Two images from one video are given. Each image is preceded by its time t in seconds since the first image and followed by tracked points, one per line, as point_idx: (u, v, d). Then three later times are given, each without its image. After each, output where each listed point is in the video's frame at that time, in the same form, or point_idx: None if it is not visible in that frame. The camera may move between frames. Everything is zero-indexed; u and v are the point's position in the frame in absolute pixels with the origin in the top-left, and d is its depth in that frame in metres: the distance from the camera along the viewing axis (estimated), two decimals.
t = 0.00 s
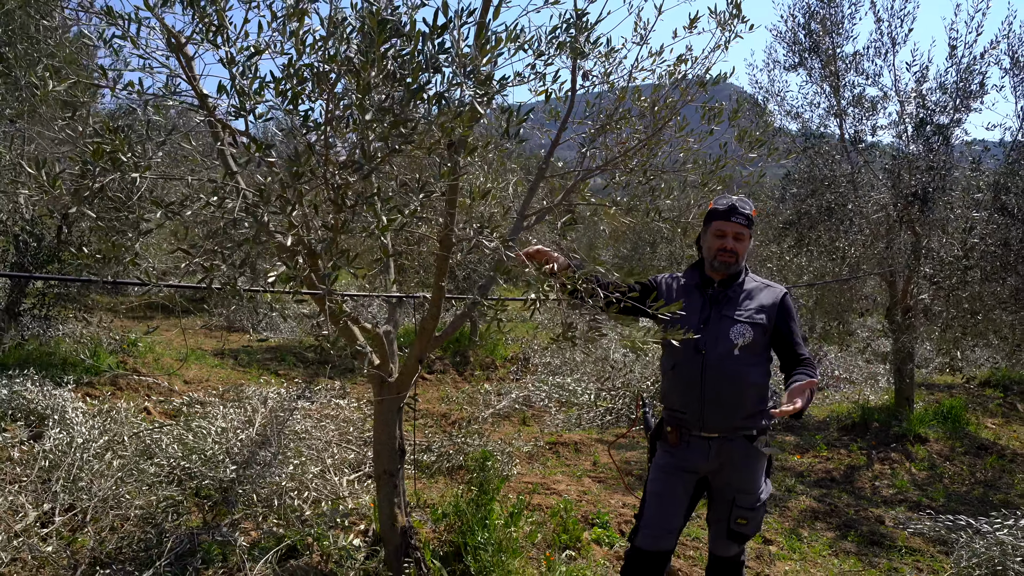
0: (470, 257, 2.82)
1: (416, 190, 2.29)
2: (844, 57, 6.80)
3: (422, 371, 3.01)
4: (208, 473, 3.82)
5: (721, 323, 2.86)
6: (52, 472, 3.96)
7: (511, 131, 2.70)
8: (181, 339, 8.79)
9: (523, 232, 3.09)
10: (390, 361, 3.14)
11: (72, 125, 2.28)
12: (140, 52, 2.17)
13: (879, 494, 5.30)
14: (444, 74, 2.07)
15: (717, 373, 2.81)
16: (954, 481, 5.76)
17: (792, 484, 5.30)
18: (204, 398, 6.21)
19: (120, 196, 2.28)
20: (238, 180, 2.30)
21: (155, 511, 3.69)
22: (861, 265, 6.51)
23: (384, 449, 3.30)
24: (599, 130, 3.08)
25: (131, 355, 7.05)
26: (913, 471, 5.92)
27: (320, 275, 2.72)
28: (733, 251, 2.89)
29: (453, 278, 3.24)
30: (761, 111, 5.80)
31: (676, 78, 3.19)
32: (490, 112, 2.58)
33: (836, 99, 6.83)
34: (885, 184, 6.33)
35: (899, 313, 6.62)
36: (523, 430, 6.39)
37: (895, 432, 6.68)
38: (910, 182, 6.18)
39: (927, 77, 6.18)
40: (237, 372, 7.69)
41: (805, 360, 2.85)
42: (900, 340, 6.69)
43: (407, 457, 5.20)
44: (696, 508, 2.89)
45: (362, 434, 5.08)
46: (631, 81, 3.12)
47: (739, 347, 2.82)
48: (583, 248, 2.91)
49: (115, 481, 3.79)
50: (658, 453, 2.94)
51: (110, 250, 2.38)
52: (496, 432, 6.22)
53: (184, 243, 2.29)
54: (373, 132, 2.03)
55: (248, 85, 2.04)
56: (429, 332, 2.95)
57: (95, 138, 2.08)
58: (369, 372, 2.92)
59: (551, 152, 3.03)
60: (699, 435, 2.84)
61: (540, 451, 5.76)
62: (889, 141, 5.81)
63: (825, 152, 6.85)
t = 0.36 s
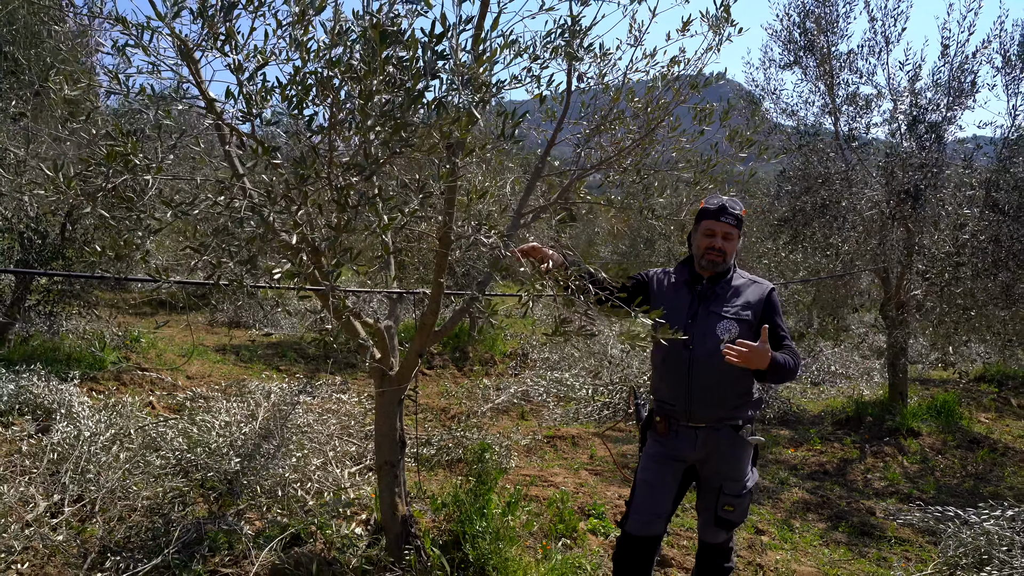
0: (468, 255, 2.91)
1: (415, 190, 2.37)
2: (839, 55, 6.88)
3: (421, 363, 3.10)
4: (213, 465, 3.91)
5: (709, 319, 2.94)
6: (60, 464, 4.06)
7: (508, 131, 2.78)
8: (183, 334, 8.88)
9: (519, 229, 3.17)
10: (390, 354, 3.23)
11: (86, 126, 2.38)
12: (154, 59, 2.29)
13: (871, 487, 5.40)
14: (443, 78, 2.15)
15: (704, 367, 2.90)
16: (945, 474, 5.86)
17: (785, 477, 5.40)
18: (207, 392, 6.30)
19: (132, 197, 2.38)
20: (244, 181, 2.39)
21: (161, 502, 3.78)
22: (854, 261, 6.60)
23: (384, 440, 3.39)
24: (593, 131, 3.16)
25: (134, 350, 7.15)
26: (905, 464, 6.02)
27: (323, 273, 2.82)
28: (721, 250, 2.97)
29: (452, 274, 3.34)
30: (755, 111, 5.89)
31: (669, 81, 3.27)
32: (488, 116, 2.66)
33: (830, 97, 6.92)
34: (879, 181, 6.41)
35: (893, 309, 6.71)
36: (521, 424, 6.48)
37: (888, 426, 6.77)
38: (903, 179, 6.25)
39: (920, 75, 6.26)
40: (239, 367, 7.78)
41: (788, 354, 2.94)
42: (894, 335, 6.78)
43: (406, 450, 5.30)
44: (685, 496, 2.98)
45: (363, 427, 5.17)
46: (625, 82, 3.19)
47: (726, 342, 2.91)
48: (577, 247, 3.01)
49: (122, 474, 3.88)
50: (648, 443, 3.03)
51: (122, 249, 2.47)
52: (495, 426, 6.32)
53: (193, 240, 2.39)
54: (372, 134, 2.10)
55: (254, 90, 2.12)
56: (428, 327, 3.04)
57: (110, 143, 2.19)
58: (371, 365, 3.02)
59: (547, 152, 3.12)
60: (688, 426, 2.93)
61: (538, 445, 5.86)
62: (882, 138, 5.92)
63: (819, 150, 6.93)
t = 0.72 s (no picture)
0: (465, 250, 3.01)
1: (413, 187, 2.47)
2: (832, 53, 6.97)
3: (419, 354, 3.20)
4: (217, 455, 4.01)
5: (695, 311, 3.05)
6: (68, 454, 4.16)
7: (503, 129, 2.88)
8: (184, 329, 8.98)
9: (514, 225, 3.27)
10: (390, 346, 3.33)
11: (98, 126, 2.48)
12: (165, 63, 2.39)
13: (861, 477, 5.51)
14: (439, 79, 2.25)
15: (690, 358, 3.00)
16: (934, 465, 5.96)
17: (777, 467, 5.51)
18: (209, 385, 6.40)
19: (143, 194, 2.48)
20: (250, 179, 2.49)
21: (168, 490, 3.86)
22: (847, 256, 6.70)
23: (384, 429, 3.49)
24: (585, 130, 3.26)
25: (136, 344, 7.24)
26: (895, 455, 6.13)
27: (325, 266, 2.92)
28: (707, 245, 3.07)
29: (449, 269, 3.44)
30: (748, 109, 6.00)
31: (660, 80, 3.36)
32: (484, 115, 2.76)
33: (824, 94, 7.01)
34: (871, 177, 6.51)
35: (885, 303, 6.81)
36: (519, 416, 6.59)
37: (880, 418, 6.88)
38: (895, 175, 6.35)
39: (911, 73, 6.35)
40: (240, 361, 7.88)
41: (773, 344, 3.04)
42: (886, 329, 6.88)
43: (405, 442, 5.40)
44: (674, 481, 3.09)
45: (363, 419, 5.27)
46: (617, 82, 3.29)
47: (711, 334, 3.02)
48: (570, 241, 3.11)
49: (128, 463, 3.98)
50: (638, 430, 3.14)
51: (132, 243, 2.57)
52: (493, 418, 6.43)
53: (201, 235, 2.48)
54: (372, 134, 2.20)
55: (259, 92, 2.22)
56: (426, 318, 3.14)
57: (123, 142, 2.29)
58: (371, 356, 3.12)
59: (542, 150, 3.21)
60: (675, 414, 3.04)
61: (535, 436, 5.96)
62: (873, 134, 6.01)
63: (813, 147, 7.03)
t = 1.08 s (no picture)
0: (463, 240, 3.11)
1: (413, 179, 2.57)
2: (827, 48, 7.06)
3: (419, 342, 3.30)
4: (222, 441, 4.11)
5: (685, 298, 3.15)
6: (75, 441, 4.25)
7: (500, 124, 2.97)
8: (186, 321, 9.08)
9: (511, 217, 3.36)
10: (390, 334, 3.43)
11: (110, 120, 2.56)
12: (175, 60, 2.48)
13: (852, 465, 5.62)
14: (438, 77, 2.35)
15: (680, 344, 3.10)
16: (925, 454, 6.07)
17: (769, 456, 5.62)
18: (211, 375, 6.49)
19: (154, 186, 2.58)
20: (256, 171, 2.58)
21: (174, 475, 3.96)
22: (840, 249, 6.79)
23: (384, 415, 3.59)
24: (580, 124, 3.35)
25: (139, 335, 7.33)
26: (887, 445, 6.24)
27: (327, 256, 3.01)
28: (697, 234, 3.17)
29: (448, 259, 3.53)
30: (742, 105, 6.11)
31: (653, 76, 3.44)
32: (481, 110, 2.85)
33: (818, 89, 7.10)
34: (864, 171, 6.60)
35: (877, 296, 6.91)
36: (517, 406, 6.69)
37: (873, 408, 6.99)
38: (887, 169, 6.44)
39: (904, 68, 6.44)
40: (241, 353, 7.97)
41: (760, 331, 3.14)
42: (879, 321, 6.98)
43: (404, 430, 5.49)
44: (665, 464, 3.19)
45: (364, 408, 5.37)
46: (611, 77, 3.37)
47: (701, 321, 3.12)
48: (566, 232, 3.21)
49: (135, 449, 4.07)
50: (630, 415, 3.24)
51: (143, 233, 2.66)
52: (491, 408, 6.53)
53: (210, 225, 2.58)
54: (374, 128, 2.30)
55: (266, 88, 2.31)
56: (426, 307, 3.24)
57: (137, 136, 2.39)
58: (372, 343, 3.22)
59: (538, 144, 3.30)
60: (666, 399, 3.14)
61: (533, 426, 6.06)
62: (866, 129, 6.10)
63: (807, 141, 7.12)
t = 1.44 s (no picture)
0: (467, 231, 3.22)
1: (420, 173, 2.68)
2: (823, 44, 7.16)
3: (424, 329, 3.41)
4: (231, 428, 4.22)
5: (682, 287, 3.26)
6: (88, 428, 4.36)
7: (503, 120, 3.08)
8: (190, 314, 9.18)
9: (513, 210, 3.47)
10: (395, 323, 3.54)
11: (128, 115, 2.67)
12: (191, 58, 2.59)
13: (846, 453, 5.74)
14: (444, 74, 2.46)
15: (677, 331, 3.22)
16: (918, 443, 6.19)
17: (765, 444, 5.74)
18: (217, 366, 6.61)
19: (172, 179, 2.69)
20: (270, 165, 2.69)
21: (186, 460, 4.08)
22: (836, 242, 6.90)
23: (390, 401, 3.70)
24: (580, 120, 3.45)
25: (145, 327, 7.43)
26: (881, 434, 6.36)
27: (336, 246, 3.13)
28: (694, 225, 3.28)
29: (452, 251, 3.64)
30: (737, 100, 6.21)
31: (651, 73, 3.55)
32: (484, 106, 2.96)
33: (814, 85, 7.20)
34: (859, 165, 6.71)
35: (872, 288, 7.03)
36: (517, 397, 6.81)
37: (868, 399, 7.11)
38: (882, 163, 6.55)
39: (899, 64, 6.55)
40: (245, 345, 8.08)
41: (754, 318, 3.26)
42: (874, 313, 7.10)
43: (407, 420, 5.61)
44: (662, 448, 3.31)
45: (368, 398, 5.48)
46: (610, 74, 3.48)
47: (697, 309, 3.23)
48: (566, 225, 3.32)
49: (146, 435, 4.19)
50: (629, 400, 3.35)
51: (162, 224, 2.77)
52: (492, 398, 6.64)
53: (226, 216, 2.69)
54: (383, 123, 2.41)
55: (281, 85, 2.42)
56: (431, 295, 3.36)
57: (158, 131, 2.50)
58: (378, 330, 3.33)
59: (539, 139, 3.41)
60: (663, 384, 3.26)
61: (533, 415, 6.18)
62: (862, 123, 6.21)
63: (804, 136, 7.22)
